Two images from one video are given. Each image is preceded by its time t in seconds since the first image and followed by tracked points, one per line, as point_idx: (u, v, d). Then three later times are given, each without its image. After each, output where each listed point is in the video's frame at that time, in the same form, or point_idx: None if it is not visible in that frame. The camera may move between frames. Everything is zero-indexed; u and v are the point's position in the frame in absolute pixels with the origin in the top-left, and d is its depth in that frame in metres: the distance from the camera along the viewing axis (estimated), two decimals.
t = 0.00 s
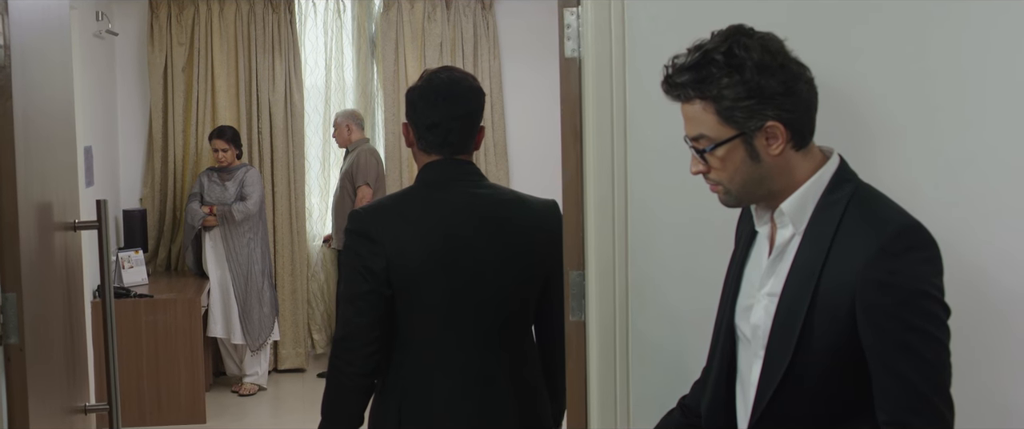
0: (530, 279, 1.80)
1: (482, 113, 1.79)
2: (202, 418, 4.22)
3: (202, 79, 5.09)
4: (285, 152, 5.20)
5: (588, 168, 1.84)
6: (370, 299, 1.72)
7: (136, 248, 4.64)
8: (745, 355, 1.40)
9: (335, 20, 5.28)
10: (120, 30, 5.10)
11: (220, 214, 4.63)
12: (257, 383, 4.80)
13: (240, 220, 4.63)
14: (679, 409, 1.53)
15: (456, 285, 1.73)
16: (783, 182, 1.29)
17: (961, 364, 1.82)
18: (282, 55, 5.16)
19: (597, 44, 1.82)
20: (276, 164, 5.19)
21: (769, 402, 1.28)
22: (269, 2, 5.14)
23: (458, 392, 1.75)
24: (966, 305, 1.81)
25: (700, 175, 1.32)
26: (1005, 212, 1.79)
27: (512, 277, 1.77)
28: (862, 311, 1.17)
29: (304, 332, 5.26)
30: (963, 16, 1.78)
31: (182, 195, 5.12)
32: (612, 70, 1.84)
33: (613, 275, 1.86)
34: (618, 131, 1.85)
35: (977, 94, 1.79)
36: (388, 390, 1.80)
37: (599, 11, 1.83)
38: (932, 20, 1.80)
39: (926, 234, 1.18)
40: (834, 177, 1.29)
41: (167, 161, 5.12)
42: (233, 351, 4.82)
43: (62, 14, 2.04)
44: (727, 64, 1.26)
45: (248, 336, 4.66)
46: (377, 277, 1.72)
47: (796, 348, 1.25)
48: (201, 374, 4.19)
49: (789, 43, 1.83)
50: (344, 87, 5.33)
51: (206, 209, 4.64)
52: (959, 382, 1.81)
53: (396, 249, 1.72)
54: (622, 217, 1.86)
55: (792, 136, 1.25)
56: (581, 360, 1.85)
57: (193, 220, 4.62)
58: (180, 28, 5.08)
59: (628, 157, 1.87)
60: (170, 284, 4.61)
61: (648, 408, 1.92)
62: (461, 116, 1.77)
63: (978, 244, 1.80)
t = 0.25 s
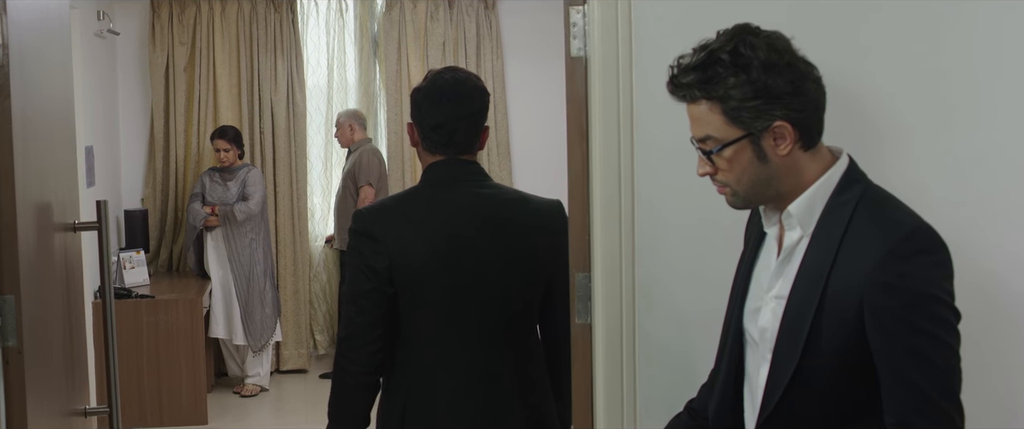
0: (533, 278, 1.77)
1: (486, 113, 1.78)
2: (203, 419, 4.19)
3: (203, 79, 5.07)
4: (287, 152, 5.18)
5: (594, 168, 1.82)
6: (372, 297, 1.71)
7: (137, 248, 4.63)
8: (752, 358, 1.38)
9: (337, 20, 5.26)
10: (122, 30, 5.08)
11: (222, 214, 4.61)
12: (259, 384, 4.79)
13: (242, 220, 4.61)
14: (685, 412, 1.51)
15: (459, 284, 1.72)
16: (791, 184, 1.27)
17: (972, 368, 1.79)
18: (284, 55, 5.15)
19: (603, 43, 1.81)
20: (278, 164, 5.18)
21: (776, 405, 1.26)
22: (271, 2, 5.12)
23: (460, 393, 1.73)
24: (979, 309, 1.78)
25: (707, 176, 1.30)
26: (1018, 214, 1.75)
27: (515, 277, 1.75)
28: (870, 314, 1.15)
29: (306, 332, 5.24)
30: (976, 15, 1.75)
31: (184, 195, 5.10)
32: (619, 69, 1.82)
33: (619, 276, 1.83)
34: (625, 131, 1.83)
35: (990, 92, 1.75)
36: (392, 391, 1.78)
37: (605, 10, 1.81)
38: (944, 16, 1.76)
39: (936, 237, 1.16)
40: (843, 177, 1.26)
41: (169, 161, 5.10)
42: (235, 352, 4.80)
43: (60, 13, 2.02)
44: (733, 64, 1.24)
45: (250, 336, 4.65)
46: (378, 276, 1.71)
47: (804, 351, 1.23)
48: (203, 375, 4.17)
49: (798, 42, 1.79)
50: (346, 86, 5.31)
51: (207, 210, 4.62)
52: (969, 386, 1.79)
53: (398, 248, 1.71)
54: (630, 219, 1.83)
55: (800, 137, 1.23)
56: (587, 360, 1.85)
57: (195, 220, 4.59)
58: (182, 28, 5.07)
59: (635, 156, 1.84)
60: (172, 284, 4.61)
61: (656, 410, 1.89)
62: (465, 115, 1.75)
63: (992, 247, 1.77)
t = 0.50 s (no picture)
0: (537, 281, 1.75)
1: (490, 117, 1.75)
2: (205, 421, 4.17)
3: (205, 78, 5.05)
4: (290, 152, 5.15)
5: (601, 169, 1.80)
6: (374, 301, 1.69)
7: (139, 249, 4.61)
8: (762, 362, 1.35)
9: (339, 20, 5.24)
10: (123, 30, 5.06)
11: (224, 214, 4.58)
12: (261, 385, 4.76)
13: (244, 220, 4.58)
14: (694, 416, 1.48)
15: (461, 287, 1.69)
16: (801, 185, 1.24)
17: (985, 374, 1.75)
18: (286, 54, 5.12)
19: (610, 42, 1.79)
20: (280, 164, 5.15)
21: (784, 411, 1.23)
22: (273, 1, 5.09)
23: (463, 399, 1.71)
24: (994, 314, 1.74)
25: (717, 177, 1.28)
26: None
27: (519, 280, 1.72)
28: (879, 320, 1.13)
29: (308, 333, 5.22)
30: (989, 14, 1.72)
31: (186, 195, 5.08)
32: (626, 69, 1.80)
33: (627, 279, 1.81)
34: (632, 133, 1.80)
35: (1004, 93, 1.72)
36: (396, 396, 1.76)
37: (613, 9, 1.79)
38: (956, 14, 1.73)
39: (948, 242, 1.13)
40: (854, 179, 1.23)
41: (170, 161, 5.08)
42: (237, 353, 4.77)
43: (60, 11, 2.00)
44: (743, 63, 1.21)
45: (252, 337, 4.64)
46: (380, 279, 1.69)
47: (812, 356, 1.20)
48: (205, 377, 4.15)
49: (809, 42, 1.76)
50: (349, 86, 5.29)
51: (209, 210, 4.59)
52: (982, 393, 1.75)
53: (400, 251, 1.69)
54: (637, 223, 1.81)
55: (810, 137, 1.20)
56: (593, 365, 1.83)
57: (197, 220, 4.56)
58: (184, 27, 5.05)
59: (642, 158, 1.82)
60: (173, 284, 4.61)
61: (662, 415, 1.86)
62: (469, 120, 1.73)
63: (1006, 250, 1.74)
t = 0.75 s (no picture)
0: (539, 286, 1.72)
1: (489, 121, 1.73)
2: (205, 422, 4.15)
3: (206, 77, 5.03)
4: (290, 151, 5.13)
5: (607, 169, 1.78)
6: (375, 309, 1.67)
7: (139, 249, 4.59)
8: (771, 365, 1.33)
9: (340, 19, 5.22)
10: (123, 29, 5.03)
11: (224, 215, 4.55)
12: (262, 387, 4.74)
13: (245, 221, 4.56)
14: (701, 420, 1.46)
15: (461, 293, 1.67)
16: (810, 186, 1.21)
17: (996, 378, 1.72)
18: (287, 54, 5.10)
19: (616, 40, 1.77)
20: (280, 164, 5.13)
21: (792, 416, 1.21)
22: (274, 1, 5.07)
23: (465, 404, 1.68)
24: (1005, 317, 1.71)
25: (724, 178, 1.25)
26: None
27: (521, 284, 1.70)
28: (888, 324, 1.10)
29: (308, 334, 5.20)
30: (1000, 13, 1.69)
31: (186, 195, 5.05)
32: (632, 67, 1.78)
33: (633, 280, 1.80)
34: (638, 133, 1.79)
35: (1015, 93, 1.69)
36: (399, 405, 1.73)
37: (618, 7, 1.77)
38: (966, 13, 1.70)
39: (959, 244, 1.11)
40: (864, 181, 1.21)
41: (171, 162, 5.05)
42: (237, 354, 4.75)
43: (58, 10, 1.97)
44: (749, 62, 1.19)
45: (253, 338, 4.62)
46: (380, 287, 1.67)
47: (820, 360, 1.18)
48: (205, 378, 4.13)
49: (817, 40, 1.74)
50: (349, 86, 5.27)
51: (210, 210, 4.56)
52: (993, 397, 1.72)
53: (399, 258, 1.66)
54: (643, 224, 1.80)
55: (819, 137, 1.17)
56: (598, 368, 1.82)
57: (197, 221, 4.54)
58: (184, 27, 5.03)
59: (648, 158, 1.80)
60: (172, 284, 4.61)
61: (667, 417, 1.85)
62: (468, 125, 1.71)
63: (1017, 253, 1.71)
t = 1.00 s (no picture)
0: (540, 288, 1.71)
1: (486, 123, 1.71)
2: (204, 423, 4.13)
3: (206, 77, 5.00)
4: (290, 151, 5.11)
5: (611, 170, 1.77)
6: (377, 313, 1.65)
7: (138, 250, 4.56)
8: (779, 370, 1.31)
9: (341, 19, 5.19)
10: (122, 29, 5.01)
11: (224, 215, 4.53)
12: (262, 388, 4.72)
13: (245, 221, 4.54)
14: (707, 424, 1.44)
15: (464, 295, 1.65)
16: (815, 187, 1.19)
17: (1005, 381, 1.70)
18: (287, 53, 5.08)
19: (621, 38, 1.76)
20: (281, 164, 5.11)
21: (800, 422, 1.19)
22: None
23: (466, 407, 1.66)
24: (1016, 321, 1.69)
25: (729, 176, 1.23)
26: None
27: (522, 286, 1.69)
28: (900, 328, 1.08)
29: (309, 335, 5.17)
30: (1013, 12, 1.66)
31: (186, 195, 5.03)
32: (637, 67, 1.76)
33: (638, 282, 1.78)
34: (643, 133, 1.77)
35: None
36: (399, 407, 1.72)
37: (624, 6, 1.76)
38: (977, 12, 1.67)
39: (972, 248, 1.08)
40: (875, 182, 1.18)
41: (171, 162, 5.03)
42: (237, 355, 4.73)
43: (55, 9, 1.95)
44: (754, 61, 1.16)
45: (253, 339, 4.59)
46: (382, 290, 1.65)
47: (829, 365, 1.16)
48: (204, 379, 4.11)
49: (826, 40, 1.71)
50: (350, 86, 5.25)
51: (209, 211, 4.54)
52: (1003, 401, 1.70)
53: (400, 261, 1.64)
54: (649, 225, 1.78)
55: (823, 139, 1.14)
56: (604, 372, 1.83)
57: (196, 221, 4.51)
58: (183, 27, 5.01)
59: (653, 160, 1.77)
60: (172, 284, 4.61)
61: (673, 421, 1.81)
62: (465, 127, 1.69)
63: None
